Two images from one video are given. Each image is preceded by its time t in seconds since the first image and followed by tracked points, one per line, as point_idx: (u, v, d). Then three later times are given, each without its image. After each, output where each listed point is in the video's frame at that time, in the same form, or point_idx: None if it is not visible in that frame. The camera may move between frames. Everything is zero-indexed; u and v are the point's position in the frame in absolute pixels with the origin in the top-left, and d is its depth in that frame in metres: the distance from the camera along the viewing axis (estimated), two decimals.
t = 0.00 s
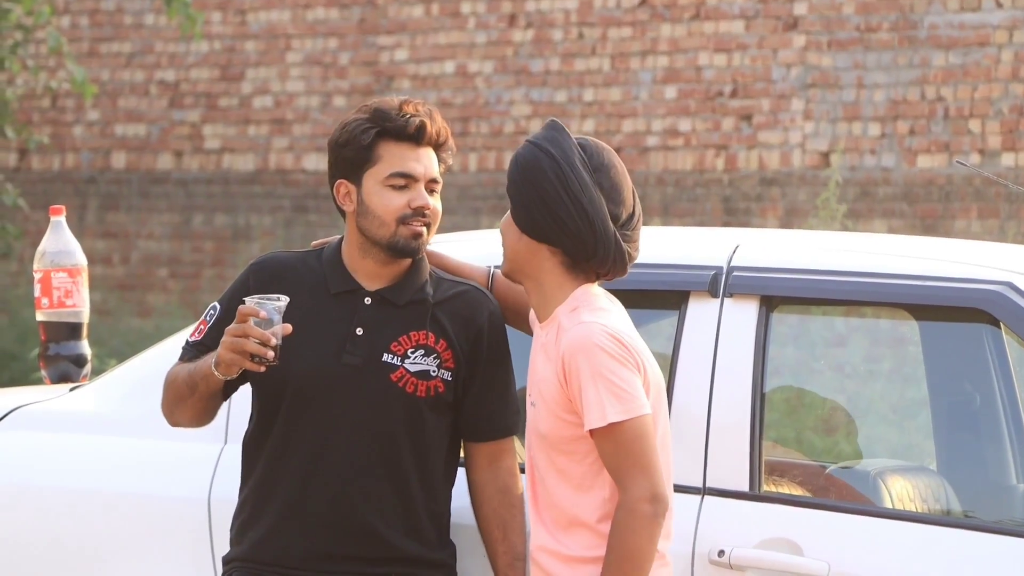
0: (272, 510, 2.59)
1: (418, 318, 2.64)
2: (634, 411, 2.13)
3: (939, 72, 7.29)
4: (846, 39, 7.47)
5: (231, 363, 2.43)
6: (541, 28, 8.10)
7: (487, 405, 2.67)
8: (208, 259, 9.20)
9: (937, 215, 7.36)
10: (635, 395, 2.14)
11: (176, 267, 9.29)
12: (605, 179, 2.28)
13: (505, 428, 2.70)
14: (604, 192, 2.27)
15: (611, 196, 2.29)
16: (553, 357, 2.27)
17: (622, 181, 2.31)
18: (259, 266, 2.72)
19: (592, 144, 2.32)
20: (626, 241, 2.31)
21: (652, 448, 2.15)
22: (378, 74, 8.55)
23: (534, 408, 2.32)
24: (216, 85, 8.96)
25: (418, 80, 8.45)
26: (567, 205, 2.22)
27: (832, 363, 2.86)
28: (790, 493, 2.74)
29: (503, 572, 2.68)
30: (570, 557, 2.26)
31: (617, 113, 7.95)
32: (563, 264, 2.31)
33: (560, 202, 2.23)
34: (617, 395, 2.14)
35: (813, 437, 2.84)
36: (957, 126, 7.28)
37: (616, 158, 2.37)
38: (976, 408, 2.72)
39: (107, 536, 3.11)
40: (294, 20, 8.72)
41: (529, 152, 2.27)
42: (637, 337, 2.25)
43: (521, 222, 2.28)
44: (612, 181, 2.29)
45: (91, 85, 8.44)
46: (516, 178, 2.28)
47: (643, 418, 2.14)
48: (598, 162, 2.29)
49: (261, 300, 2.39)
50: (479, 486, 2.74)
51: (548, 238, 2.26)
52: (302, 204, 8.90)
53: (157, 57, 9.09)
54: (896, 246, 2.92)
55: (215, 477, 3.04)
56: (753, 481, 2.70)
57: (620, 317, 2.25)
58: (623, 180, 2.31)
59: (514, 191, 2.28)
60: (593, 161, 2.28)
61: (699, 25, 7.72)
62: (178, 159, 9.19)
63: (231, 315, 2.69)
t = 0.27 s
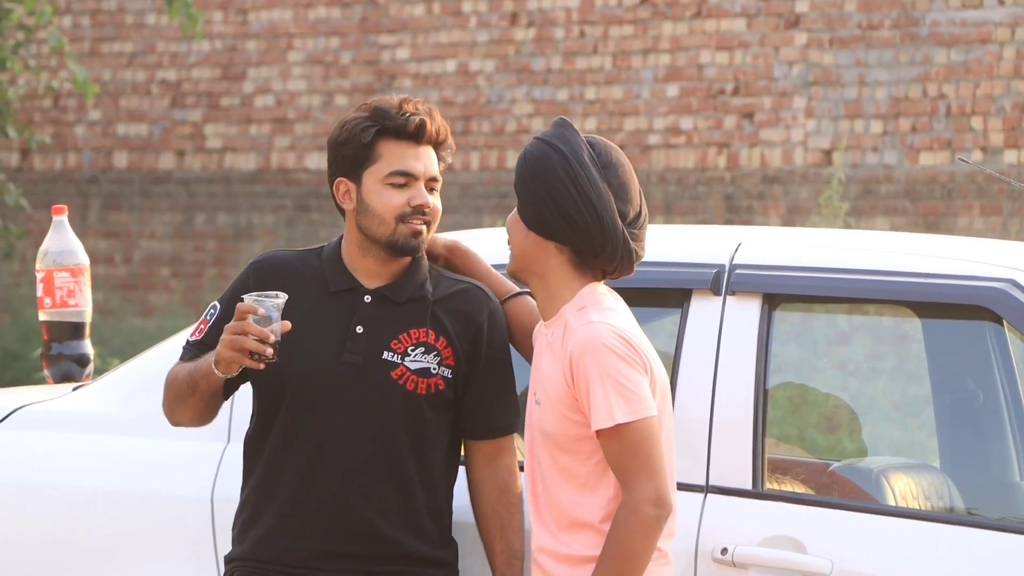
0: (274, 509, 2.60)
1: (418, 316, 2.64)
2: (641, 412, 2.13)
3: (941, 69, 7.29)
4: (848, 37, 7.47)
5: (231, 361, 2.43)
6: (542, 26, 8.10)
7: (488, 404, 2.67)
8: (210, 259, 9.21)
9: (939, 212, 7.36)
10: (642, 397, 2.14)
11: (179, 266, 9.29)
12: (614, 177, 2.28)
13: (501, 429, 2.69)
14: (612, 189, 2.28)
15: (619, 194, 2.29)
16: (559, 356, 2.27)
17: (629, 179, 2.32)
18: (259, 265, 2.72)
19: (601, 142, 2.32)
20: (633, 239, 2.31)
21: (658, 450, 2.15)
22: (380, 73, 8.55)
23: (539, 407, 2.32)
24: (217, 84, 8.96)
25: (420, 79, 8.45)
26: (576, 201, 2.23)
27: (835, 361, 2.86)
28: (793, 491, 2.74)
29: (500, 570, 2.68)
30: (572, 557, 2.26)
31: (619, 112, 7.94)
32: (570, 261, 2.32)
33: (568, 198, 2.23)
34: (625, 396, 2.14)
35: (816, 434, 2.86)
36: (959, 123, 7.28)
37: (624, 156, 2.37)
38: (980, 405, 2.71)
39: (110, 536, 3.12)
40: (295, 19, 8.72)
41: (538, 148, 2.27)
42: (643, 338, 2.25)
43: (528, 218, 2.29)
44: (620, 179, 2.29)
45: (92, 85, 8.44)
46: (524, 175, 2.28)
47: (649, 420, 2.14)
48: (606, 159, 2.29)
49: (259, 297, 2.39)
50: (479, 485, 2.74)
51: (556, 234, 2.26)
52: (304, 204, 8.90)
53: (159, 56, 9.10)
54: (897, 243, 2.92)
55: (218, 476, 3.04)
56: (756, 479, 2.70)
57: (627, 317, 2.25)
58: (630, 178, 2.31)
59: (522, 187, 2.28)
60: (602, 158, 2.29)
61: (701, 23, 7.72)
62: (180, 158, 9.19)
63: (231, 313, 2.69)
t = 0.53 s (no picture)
0: (275, 508, 2.59)
1: (419, 315, 2.64)
2: (647, 416, 2.13)
3: (941, 68, 7.29)
4: (849, 35, 7.46)
5: (234, 361, 2.43)
6: (543, 25, 8.09)
7: (489, 403, 2.68)
8: (211, 257, 9.22)
9: (940, 211, 7.37)
10: (648, 400, 2.14)
11: (180, 265, 9.30)
12: (622, 175, 2.29)
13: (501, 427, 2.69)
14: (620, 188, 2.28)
15: (627, 192, 2.29)
16: (565, 357, 2.27)
17: (637, 178, 2.32)
18: (259, 264, 2.72)
19: (608, 141, 2.32)
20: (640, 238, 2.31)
21: (663, 454, 2.15)
22: (380, 72, 8.55)
23: (544, 407, 2.31)
24: (218, 83, 8.96)
25: (421, 78, 8.45)
26: (584, 200, 2.23)
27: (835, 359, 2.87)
28: (794, 490, 2.73)
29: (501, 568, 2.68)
30: (574, 558, 2.26)
31: (620, 110, 7.94)
32: (577, 259, 2.32)
33: (577, 196, 2.23)
34: (631, 399, 2.14)
35: (816, 432, 2.85)
36: (960, 122, 7.28)
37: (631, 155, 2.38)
38: (981, 404, 2.70)
39: (111, 535, 3.12)
40: (296, 18, 8.72)
41: (547, 146, 2.27)
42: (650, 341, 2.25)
43: (535, 216, 2.29)
44: (628, 178, 2.29)
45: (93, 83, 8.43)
46: (533, 173, 2.28)
47: (655, 424, 2.14)
48: (614, 158, 2.29)
49: (261, 297, 2.39)
50: (479, 482, 2.75)
51: (564, 232, 2.26)
52: (305, 202, 8.90)
53: (159, 55, 9.10)
54: (897, 242, 2.92)
55: (218, 475, 3.04)
56: (757, 477, 2.70)
57: (634, 319, 2.25)
58: (638, 177, 2.32)
59: (530, 184, 2.28)
60: (610, 158, 2.29)
61: (702, 22, 7.72)
62: (180, 157, 9.19)
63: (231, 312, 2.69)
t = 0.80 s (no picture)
0: (277, 507, 2.59)
1: (421, 314, 2.64)
2: (650, 416, 2.13)
3: (942, 66, 7.29)
4: (849, 33, 7.46)
5: (238, 363, 2.43)
6: (544, 23, 8.09)
7: (489, 403, 2.69)
8: (212, 255, 9.22)
9: (940, 209, 7.36)
10: (651, 400, 2.14)
11: (180, 263, 9.30)
12: (626, 174, 2.29)
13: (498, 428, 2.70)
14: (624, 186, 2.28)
15: (631, 191, 2.29)
16: (568, 356, 2.27)
17: (641, 177, 2.32)
18: (259, 264, 2.71)
19: (613, 139, 2.33)
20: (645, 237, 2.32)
21: (664, 455, 2.15)
22: (381, 70, 8.55)
23: (546, 405, 2.31)
24: (219, 81, 8.96)
25: (421, 76, 8.45)
26: (588, 197, 2.22)
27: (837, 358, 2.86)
28: (795, 489, 2.74)
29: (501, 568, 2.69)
30: (575, 557, 2.26)
31: (621, 108, 7.94)
32: (582, 258, 2.32)
33: (580, 194, 2.23)
34: (634, 399, 2.14)
35: (816, 431, 2.85)
36: (960, 120, 7.27)
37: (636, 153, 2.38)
38: (981, 402, 2.70)
39: (112, 533, 3.12)
40: (297, 16, 8.72)
41: (551, 143, 2.27)
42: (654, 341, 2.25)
43: (540, 214, 2.29)
44: (632, 176, 2.30)
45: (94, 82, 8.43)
46: (538, 171, 2.28)
47: (657, 425, 2.14)
48: (619, 157, 2.29)
49: (265, 298, 2.40)
50: (479, 483, 2.75)
51: (567, 230, 2.26)
52: (305, 201, 8.90)
53: (160, 53, 9.10)
54: (898, 240, 2.92)
55: (219, 473, 3.05)
56: (758, 477, 2.71)
57: (637, 320, 2.25)
58: (642, 175, 2.32)
59: (534, 182, 2.29)
60: (614, 156, 2.29)
61: (703, 20, 7.72)
62: (181, 155, 9.19)
63: (233, 312, 2.69)
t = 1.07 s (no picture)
0: (286, 507, 2.60)
1: (429, 313, 2.65)
2: (653, 416, 2.13)
3: (949, 64, 7.28)
4: (856, 31, 7.45)
5: (252, 368, 2.42)
6: (550, 21, 8.10)
7: (496, 401, 2.70)
8: (219, 254, 9.24)
9: (947, 207, 7.36)
10: (655, 400, 2.14)
11: (188, 262, 9.32)
12: (627, 172, 2.29)
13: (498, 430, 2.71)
14: (626, 184, 2.28)
15: (634, 188, 2.30)
16: (575, 354, 2.27)
17: (643, 173, 2.32)
18: (264, 264, 2.71)
19: (613, 136, 2.33)
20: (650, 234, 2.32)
21: (668, 455, 2.15)
22: (388, 68, 8.55)
23: (554, 404, 2.32)
24: (225, 79, 8.98)
25: (428, 74, 8.45)
26: (590, 197, 2.23)
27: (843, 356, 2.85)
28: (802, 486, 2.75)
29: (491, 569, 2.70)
30: (578, 556, 2.27)
31: (628, 106, 7.94)
32: (587, 257, 2.32)
33: (582, 194, 2.23)
34: (638, 398, 2.14)
35: (824, 429, 2.86)
36: (967, 118, 7.27)
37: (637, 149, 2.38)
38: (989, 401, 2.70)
39: (119, 532, 3.13)
40: (304, 14, 8.73)
41: (551, 143, 2.28)
42: (660, 341, 2.25)
43: (544, 214, 2.29)
44: (634, 173, 2.30)
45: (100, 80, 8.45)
46: (539, 171, 2.28)
47: (661, 425, 2.14)
48: (620, 154, 2.30)
49: (277, 303, 2.40)
50: (476, 479, 2.76)
51: (570, 229, 2.27)
52: (312, 199, 8.91)
53: (167, 52, 9.12)
54: (904, 238, 2.92)
55: (226, 471, 3.06)
56: (765, 475, 2.71)
57: (644, 319, 2.25)
58: (644, 172, 2.32)
59: (536, 182, 2.29)
60: (616, 154, 2.29)
61: (709, 18, 7.72)
62: (188, 154, 9.20)
63: (241, 312, 2.70)
